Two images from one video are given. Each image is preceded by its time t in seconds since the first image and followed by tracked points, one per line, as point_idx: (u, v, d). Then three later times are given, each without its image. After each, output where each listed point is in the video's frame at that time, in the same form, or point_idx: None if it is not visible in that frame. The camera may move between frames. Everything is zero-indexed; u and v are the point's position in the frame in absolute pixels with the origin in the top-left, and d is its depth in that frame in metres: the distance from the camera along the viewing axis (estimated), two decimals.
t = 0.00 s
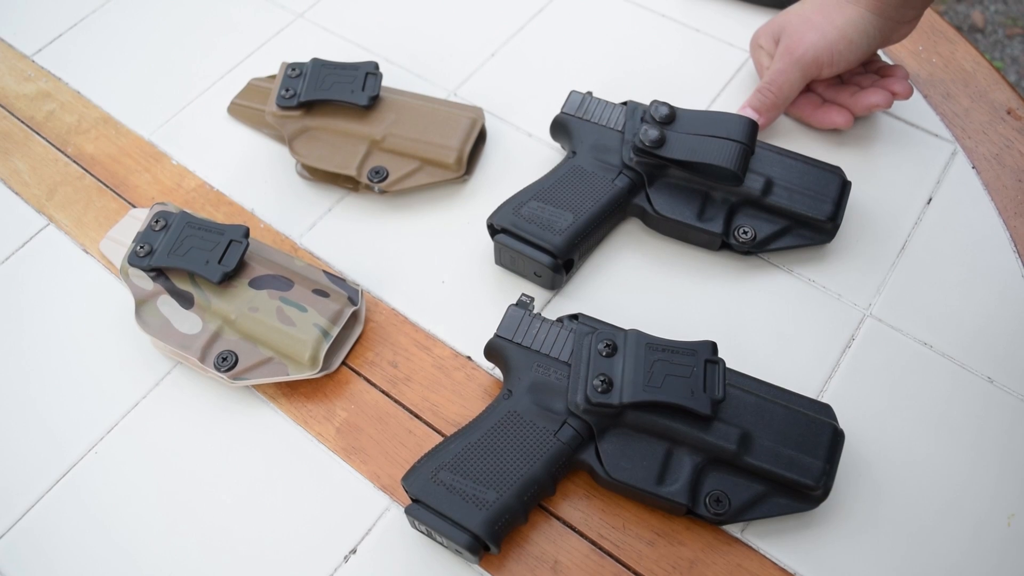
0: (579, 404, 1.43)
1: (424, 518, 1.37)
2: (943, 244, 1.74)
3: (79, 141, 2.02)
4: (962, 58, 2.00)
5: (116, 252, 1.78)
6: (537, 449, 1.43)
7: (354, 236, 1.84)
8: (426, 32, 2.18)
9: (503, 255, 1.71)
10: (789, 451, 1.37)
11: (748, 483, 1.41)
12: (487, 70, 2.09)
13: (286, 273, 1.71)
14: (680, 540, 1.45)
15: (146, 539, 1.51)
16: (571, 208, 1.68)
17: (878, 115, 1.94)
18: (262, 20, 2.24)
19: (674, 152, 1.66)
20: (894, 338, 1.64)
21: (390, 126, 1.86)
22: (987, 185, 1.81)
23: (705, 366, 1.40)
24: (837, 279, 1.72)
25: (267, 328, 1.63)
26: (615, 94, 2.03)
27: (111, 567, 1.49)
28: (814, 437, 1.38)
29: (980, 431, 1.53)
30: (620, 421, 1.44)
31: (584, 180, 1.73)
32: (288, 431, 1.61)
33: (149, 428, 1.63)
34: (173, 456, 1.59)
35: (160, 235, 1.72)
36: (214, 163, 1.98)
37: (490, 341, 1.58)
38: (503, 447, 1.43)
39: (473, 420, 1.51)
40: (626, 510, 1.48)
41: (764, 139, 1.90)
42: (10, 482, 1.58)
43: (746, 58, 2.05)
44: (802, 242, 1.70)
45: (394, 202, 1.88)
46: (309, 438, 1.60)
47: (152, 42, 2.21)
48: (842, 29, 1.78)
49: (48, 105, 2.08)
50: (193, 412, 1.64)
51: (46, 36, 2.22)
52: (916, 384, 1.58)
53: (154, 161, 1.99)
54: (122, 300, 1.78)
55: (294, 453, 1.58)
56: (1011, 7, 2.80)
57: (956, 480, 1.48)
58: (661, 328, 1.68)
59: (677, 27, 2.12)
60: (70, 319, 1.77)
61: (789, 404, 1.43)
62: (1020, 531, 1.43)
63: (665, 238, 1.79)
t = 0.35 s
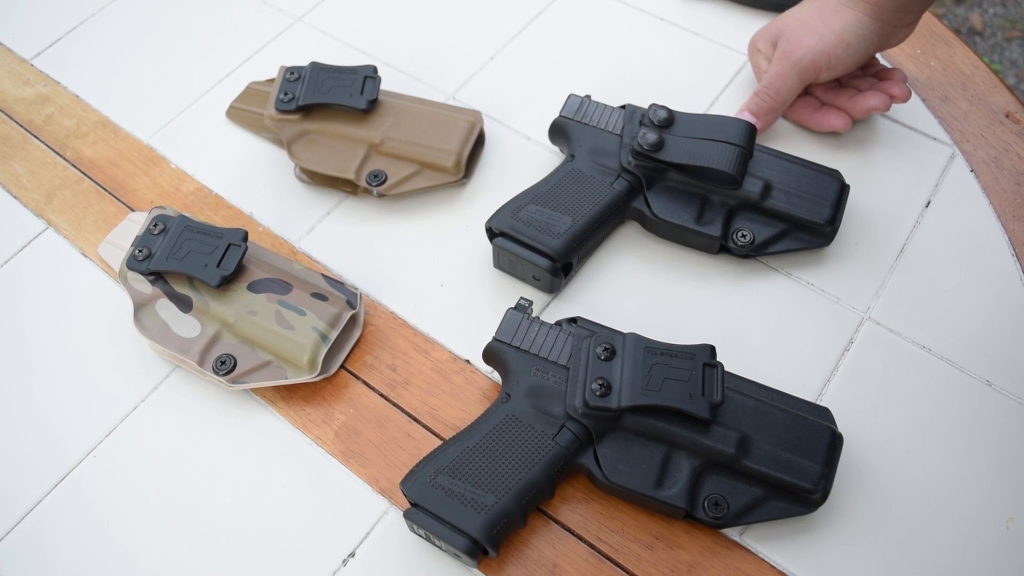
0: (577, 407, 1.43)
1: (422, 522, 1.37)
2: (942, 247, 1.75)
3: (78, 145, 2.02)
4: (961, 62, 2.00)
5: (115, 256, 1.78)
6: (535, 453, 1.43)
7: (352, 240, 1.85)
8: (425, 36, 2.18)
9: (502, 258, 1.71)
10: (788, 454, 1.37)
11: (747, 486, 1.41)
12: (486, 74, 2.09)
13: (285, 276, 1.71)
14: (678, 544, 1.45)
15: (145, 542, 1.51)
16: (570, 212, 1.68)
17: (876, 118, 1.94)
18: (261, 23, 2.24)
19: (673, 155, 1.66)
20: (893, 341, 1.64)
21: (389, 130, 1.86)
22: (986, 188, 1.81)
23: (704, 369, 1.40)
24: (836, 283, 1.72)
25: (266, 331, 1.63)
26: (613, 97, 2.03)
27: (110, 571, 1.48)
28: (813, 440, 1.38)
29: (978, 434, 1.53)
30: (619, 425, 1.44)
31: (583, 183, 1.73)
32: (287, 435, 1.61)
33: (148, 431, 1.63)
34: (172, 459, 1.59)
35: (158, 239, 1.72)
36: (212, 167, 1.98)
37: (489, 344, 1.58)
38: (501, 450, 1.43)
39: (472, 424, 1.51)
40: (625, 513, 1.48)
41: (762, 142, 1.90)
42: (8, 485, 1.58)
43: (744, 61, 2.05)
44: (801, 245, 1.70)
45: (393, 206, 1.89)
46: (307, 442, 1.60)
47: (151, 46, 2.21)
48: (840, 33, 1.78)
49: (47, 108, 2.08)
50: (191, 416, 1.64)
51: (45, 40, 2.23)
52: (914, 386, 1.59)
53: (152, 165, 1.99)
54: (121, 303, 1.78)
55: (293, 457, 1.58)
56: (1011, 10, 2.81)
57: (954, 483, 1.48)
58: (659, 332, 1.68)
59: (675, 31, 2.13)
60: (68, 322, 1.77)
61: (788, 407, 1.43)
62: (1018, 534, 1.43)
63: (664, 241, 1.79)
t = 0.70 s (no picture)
0: (578, 407, 1.43)
1: (422, 522, 1.37)
2: (943, 247, 1.74)
3: (77, 145, 2.02)
4: (961, 62, 2.00)
5: (114, 256, 1.78)
6: (536, 452, 1.42)
7: (352, 239, 1.84)
8: (425, 35, 2.18)
9: (502, 258, 1.70)
10: (789, 454, 1.36)
11: (748, 486, 1.41)
12: (486, 73, 2.09)
13: (284, 276, 1.70)
14: (679, 544, 1.44)
15: (144, 542, 1.50)
16: (570, 211, 1.67)
17: (877, 118, 1.93)
18: (261, 23, 2.24)
19: (673, 154, 1.66)
20: (893, 341, 1.64)
21: (388, 130, 1.86)
22: (987, 187, 1.81)
23: (705, 369, 1.40)
24: (837, 282, 1.71)
25: (265, 331, 1.62)
26: (614, 97, 2.03)
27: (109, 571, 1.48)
28: (814, 440, 1.38)
29: (979, 434, 1.52)
30: (619, 425, 1.43)
31: (583, 183, 1.72)
32: (286, 435, 1.60)
33: (147, 431, 1.62)
34: (170, 459, 1.59)
35: (157, 238, 1.71)
36: (212, 167, 1.98)
37: (489, 344, 1.58)
38: (501, 450, 1.42)
39: (472, 423, 1.51)
40: (625, 513, 1.48)
41: (763, 142, 1.90)
42: (7, 485, 1.58)
43: (744, 60, 2.05)
44: (802, 245, 1.70)
45: (392, 205, 1.88)
46: (307, 442, 1.59)
47: (150, 46, 2.21)
48: (841, 32, 1.78)
49: (46, 108, 2.08)
50: (191, 416, 1.63)
51: (44, 40, 2.22)
52: (915, 386, 1.58)
53: (151, 164, 1.98)
54: (121, 303, 1.78)
55: (292, 457, 1.58)
56: (1011, 10, 2.80)
57: (956, 483, 1.48)
58: (660, 331, 1.67)
59: (676, 30, 2.12)
60: (67, 322, 1.77)
61: (789, 407, 1.43)
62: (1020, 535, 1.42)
63: (664, 240, 1.79)
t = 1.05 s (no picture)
0: (578, 405, 1.42)
1: (423, 520, 1.37)
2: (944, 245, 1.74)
3: (77, 144, 2.02)
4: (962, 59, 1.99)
5: (114, 255, 1.78)
6: (536, 451, 1.42)
7: (352, 238, 1.84)
8: (425, 34, 2.18)
9: (502, 256, 1.70)
10: (790, 452, 1.36)
11: (749, 484, 1.40)
12: (487, 72, 2.08)
13: (284, 274, 1.70)
14: (680, 542, 1.44)
15: (143, 542, 1.50)
16: (571, 209, 1.67)
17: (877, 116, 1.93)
18: (261, 22, 2.24)
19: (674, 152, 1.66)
20: (894, 339, 1.63)
21: (388, 128, 1.86)
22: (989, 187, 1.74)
23: (706, 367, 1.40)
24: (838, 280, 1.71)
25: (265, 329, 1.62)
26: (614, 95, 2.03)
27: (109, 570, 1.48)
28: (815, 438, 1.37)
29: (981, 432, 1.52)
30: (620, 423, 1.43)
31: (583, 181, 1.72)
32: (287, 433, 1.60)
33: (147, 430, 1.62)
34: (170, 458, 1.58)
35: (157, 237, 1.71)
36: (211, 165, 1.97)
37: (489, 342, 1.57)
38: (501, 448, 1.42)
39: (473, 422, 1.50)
40: (626, 512, 1.48)
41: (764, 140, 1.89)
42: (7, 485, 1.58)
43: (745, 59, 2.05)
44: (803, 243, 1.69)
45: (392, 203, 1.88)
46: (307, 441, 1.59)
47: (150, 44, 2.21)
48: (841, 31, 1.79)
49: (45, 107, 2.08)
50: (191, 415, 1.63)
51: (44, 39, 2.22)
52: (917, 384, 1.58)
53: (151, 163, 1.98)
54: (120, 302, 1.77)
55: (292, 456, 1.57)
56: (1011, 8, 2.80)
57: (957, 481, 1.47)
58: (661, 330, 1.67)
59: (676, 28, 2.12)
60: (67, 322, 1.76)
61: (790, 404, 1.43)
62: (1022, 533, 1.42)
63: (665, 239, 1.79)
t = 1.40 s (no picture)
0: (579, 403, 1.42)
1: (423, 518, 1.36)
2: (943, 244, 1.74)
3: (76, 142, 2.01)
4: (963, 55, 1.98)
5: (114, 253, 1.78)
6: (536, 448, 1.42)
7: (351, 235, 1.84)
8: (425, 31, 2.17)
9: (502, 254, 1.70)
10: (791, 449, 1.36)
11: (749, 482, 1.40)
12: (487, 69, 2.08)
13: (284, 272, 1.70)
14: (680, 540, 1.44)
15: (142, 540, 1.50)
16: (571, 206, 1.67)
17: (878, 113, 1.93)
18: (260, 20, 2.23)
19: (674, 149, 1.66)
20: (894, 336, 1.63)
21: (388, 126, 1.86)
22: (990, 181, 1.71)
23: (706, 364, 1.40)
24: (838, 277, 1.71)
25: (265, 327, 1.62)
26: (615, 92, 2.02)
27: (109, 568, 1.47)
28: (815, 435, 1.37)
29: (982, 429, 1.52)
30: (620, 420, 1.43)
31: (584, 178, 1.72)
32: (286, 431, 1.60)
33: (147, 429, 1.62)
34: (170, 457, 1.58)
35: (157, 235, 1.71)
36: (211, 163, 1.97)
37: (489, 340, 1.57)
38: (502, 446, 1.42)
39: (472, 420, 1.50)
40: (626, 509, 1.47)
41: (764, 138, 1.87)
42: (7, 484, 1.57)
43: (745, 56, 2.04)
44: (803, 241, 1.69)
45: (392, 201, 1.88)
46: (307, 439, 1.59)
47: (150, 43, 2.21)
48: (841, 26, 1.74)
49: (45, 106, 2.08)
50: (190, 413, 1.63)
51: (43, 38, 2.22)
52: (917, 381, 1.58)
53: (151, 162, 1.98)
54: (120, 301, 1.77)
55: (292, 454, 1.57)
56: (1011, 7, 2.80)
57: (956, 478, 1.47)
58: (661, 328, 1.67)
59: (676, 25, 2.12)
60: (67, 320, 1.76)
61: (791, 401, 1.43)
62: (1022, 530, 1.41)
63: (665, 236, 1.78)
